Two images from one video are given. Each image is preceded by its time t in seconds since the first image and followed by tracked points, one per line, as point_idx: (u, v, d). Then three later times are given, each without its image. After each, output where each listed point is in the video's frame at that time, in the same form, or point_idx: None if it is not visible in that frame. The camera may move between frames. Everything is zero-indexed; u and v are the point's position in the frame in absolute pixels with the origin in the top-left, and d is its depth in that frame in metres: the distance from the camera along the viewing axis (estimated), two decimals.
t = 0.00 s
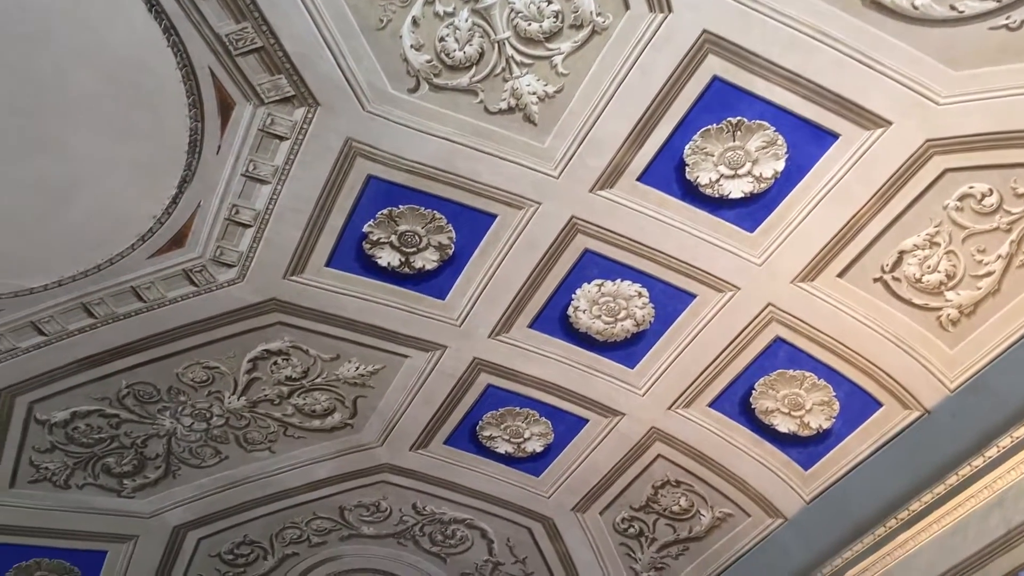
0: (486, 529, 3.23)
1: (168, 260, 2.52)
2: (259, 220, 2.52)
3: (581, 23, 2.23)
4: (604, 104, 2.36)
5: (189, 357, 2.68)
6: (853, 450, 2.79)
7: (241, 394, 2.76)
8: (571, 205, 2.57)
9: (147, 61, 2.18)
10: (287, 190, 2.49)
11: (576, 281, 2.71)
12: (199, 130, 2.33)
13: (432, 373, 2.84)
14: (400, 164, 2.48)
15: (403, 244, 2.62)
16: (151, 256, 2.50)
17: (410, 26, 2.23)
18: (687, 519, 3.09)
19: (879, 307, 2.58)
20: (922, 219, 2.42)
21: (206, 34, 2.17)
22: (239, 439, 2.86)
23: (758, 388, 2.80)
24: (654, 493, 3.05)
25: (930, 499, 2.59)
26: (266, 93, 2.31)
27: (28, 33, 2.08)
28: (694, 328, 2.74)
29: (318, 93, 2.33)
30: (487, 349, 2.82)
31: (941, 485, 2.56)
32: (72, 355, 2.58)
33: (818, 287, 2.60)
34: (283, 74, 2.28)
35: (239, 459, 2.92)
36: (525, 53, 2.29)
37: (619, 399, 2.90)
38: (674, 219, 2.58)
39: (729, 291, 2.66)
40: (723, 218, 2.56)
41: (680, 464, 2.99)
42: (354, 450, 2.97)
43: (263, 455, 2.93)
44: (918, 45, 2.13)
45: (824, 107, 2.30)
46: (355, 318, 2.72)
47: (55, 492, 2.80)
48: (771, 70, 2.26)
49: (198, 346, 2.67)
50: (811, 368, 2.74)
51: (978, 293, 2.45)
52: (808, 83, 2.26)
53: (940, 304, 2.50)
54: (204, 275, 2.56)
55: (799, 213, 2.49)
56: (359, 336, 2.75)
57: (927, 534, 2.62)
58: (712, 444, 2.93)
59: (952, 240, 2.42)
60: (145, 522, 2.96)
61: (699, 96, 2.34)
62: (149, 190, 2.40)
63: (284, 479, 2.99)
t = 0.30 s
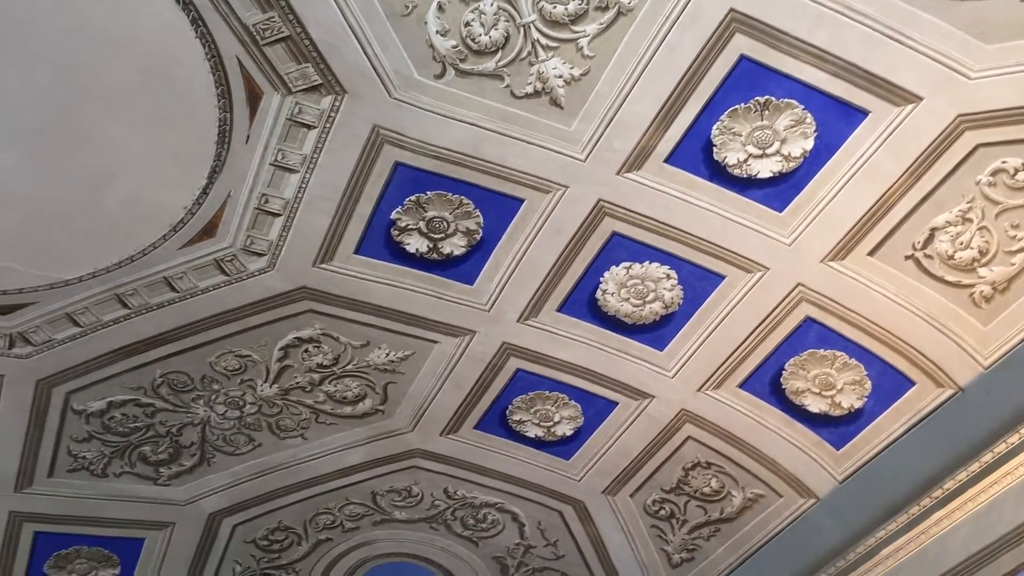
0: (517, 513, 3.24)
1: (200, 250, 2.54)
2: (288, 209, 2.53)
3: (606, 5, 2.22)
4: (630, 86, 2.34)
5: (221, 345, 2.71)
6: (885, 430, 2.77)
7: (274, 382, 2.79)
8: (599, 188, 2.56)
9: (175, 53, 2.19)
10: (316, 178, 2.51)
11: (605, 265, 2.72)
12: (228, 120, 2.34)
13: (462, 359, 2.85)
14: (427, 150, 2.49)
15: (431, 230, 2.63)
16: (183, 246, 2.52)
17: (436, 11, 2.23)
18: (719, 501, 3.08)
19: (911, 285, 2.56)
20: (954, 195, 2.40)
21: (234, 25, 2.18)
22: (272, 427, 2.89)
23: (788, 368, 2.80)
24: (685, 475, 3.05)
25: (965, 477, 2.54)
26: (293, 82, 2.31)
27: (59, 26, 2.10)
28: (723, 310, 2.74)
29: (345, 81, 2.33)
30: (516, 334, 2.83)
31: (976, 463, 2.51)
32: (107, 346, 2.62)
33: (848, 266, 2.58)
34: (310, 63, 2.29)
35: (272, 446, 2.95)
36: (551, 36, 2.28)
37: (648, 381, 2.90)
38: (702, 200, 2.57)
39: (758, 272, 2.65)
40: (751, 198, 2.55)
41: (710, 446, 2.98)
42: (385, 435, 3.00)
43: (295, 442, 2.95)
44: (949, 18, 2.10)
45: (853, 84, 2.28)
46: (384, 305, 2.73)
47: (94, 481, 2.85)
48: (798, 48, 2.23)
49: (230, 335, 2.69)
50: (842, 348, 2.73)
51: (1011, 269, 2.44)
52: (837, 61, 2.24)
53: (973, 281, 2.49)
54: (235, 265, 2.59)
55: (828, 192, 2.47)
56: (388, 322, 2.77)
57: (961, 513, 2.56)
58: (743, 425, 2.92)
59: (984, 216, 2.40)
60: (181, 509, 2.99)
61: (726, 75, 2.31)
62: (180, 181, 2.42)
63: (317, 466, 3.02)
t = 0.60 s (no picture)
0: (559, 492, 3.25)
1: (240, 237, 2.56)
2: (325, 193, 2.54)
3: None
4: (664, 60, 2.30)
5: (263, 331, 2.73)
6: (930, 401, 2.75)
7: (315, 365, 2.81)
8: (635, 164, 2.54)
9: (210, 42, 2.18)
10: (352, 163, 2.50)
11: (642, 241, 2.71)
12: (263, 107, 2.33)
13: (500, 339, 2.86)
14: (462, 131, 2.47)
15: (467, 211, 2.63)
16: (223, 234, 2.54)
17: None
18: (761, 475, 3.06)
19: (952, 253, 2.53)
20: (997, 161, 2.35)
21: (267, 11, 2.16)
22: (314, 410, 2.92)
23: (829, 341, 2.77)
24: (727, 450, 3.02)
25: (1011, 446, 2.46)
26: (327, 67, 2.29)
27: (94, 20, 2.11)
28: (762, 284, 2.73)
29: (378, 64, 2.31)
30: (554, 313, 2.84)
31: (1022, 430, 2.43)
32: (151, 334, 2.65)
33: (890, 236, 2.55)
34: (343, 47, 2.26)
35: (315, 430, 2.98)
36: (582, 12, 2.24)
37: (688, 358, 2.90)
38: (738, 173, 2.54)
39: (797, 245, 2.63)
40: (788, 170, 2.52)
41: (752, 421, 2.97)
42: (426, 417, 3.01)
43: (338, 424, 2.98)
44: None
45: (892, 50, 2.22)
46: (422, 287, 2.75)
47: (143, 467, 2.90)
48: (836, 15, 2.18)
49: (272, 320, 2.72)
50: (884, 320, 2.70)
51: None
52: (875, 27, 2.19)
53: (1018, 249, 2.45)
54: (275, 251, 2.61)
55: (867, 162, 2.43)
56: (427, 304, 2.78)
57: (1010, 482, 2.49)
58: (785, 399, 2.91)
59: None
60: (228, 493, 3.04)
61: (761, 46, 2.26)
62: (218, 169, 2.43)
63: (359, 448, 3.04)
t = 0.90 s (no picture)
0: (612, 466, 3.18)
1: (288, 220, 2.58)
2: (369, 173, 2.53)
3: None
4: (705, 27, 2.23)
5: (313, 312, 2.75)
6: (988, 365, 2.67)
7: (365, 345, 2.83)
8: (680, 134, 2.48)
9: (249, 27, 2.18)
10: (394, 142, 2.48)
11: (688, 212, 2.67)
12: (305, 90, 2.34)
13: (548, 314, 2.85)
14: (503, 107, 2.43)
15: (510, 187, 2.61)
16: (270, 218, 2.56)
17: None
18: (816, 445, 3.00)
19: (1009, 214, 2.45)
20: None
21: None
22: (366, 390, 2.92)
23: (883, 308, 2.71)
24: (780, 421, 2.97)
25: None
26: (366, 48, 2.28)
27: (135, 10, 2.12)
28: (813, 251, 2.67)
29: (417, 42, 2.28)
30: (600, 287, 2.82)
31: None
32: (203, 319, 2.68)
33: (945, 198, 2.47)
34: (382, 26, 2.25)
35: (368, 410, 2.99)
36: None
37: (738, 328, 2.86)
38: (786, 139, 2.46)
39: (848, 211, 2.57)
40: (836, 134, 2.44)
41: (805, 390, 2.91)
42: (477, 394, 2.99)
43: (390, 404, 2.97)
44: None
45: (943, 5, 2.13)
46: (468, 264, 2.75)
47: (201, 449, 2.94)
48: None
49: (321, 302, 2.74)
50: (940, 284, 2.63)
51: None
52: None
53: None
54: (321, 233, 2.62)
55: (918, 123, 2.34)
56: (473, 282, 2.78)
57: None
58: (838, 368, 2.85)
59: None
60: (285, 472, 3.05)
61: (806, 8, 2.18)
62: (263, 154, 2.44)
63: (409, 427, 3.04)
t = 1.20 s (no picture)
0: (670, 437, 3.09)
1: (341, 200, 2.59)
2: (419, 150, 2.51)
3: None
4: None
5: (368, 291, 2.75)
6: None
7: (421, 322, 2.82)
8: (731, 99, 2.41)
9: (295, 8, 2.17)
10: (443, 118, 2.46)
11: (741, 179, 2.60)
12: (354, 69, 2.32)
13: (602, 287, 2.81)
14: (551, 78, 2.39)
15: (561, 159, 2.56)
16: (324, 198, 2.57)
17: None
18: (880, 413, 2.86)
19: None
20: None
21: None
22: (424, 365, 2.90)
23: (947, 271, 2.61)
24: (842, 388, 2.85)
25: None
26: (412, 24, 2.25)
27: None
28: (872, 216, 2.58)
29: (462, 16, 2.25)
30: (654, 258, 2.77)
31: None
32: (262, 300, 2.71)
33: (1009, 155, 2.36)
34: (427, 1, 2.22)
35: (426, 386, 2.96)
36: None
37: (797, 296, 2.78)
38: (842, 101, 2.37)
39: (907, 171, 2.47)
40: (895, 93, 2.34)
41: (869, 356, 2.80)
42: (533, 367, 2.95)
43: (447, 379, 2.95)
44: None
45: None
46: (520, 238, 2.72)
47: (265, 427, 2.96)
48: None
49: (376, 281, 2.74)
50: (1008, 244, 2.50)
51: None
52: None
53: None
54: (374, 211, 2.62)
55: (982, 79, 2.23)
56: (526, 256, 2.76)
57: None
58: (901, 332, 2.74)
59: None
60: (346, 449, 3.05)
61: None
62: (314, 135, 2.44)
63: (468, 402, 2.99)
